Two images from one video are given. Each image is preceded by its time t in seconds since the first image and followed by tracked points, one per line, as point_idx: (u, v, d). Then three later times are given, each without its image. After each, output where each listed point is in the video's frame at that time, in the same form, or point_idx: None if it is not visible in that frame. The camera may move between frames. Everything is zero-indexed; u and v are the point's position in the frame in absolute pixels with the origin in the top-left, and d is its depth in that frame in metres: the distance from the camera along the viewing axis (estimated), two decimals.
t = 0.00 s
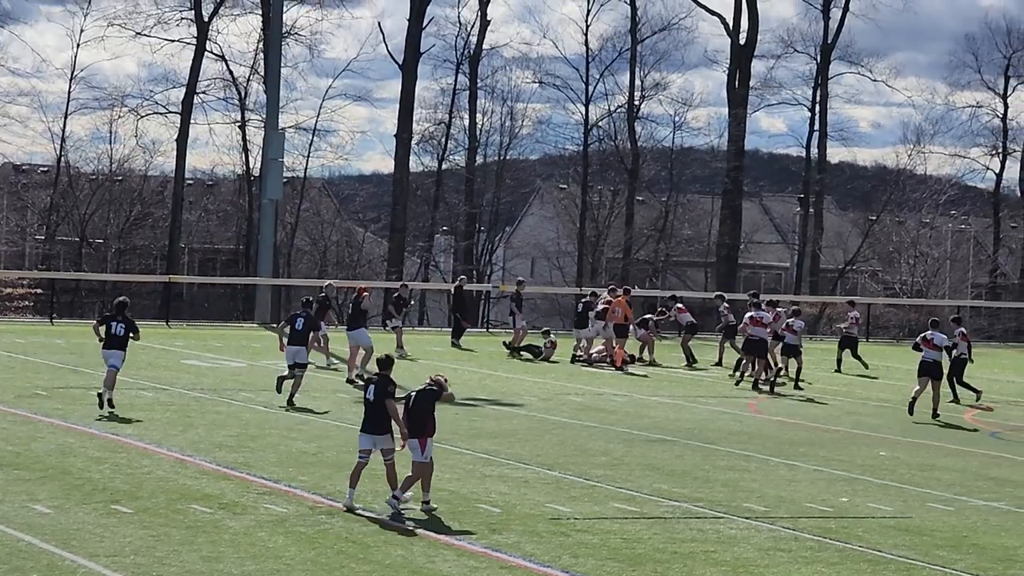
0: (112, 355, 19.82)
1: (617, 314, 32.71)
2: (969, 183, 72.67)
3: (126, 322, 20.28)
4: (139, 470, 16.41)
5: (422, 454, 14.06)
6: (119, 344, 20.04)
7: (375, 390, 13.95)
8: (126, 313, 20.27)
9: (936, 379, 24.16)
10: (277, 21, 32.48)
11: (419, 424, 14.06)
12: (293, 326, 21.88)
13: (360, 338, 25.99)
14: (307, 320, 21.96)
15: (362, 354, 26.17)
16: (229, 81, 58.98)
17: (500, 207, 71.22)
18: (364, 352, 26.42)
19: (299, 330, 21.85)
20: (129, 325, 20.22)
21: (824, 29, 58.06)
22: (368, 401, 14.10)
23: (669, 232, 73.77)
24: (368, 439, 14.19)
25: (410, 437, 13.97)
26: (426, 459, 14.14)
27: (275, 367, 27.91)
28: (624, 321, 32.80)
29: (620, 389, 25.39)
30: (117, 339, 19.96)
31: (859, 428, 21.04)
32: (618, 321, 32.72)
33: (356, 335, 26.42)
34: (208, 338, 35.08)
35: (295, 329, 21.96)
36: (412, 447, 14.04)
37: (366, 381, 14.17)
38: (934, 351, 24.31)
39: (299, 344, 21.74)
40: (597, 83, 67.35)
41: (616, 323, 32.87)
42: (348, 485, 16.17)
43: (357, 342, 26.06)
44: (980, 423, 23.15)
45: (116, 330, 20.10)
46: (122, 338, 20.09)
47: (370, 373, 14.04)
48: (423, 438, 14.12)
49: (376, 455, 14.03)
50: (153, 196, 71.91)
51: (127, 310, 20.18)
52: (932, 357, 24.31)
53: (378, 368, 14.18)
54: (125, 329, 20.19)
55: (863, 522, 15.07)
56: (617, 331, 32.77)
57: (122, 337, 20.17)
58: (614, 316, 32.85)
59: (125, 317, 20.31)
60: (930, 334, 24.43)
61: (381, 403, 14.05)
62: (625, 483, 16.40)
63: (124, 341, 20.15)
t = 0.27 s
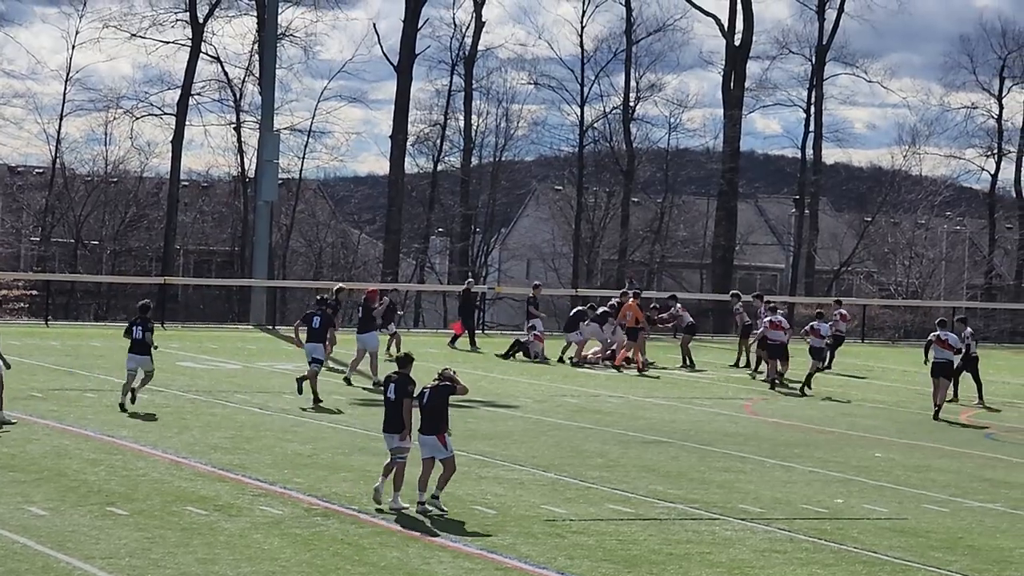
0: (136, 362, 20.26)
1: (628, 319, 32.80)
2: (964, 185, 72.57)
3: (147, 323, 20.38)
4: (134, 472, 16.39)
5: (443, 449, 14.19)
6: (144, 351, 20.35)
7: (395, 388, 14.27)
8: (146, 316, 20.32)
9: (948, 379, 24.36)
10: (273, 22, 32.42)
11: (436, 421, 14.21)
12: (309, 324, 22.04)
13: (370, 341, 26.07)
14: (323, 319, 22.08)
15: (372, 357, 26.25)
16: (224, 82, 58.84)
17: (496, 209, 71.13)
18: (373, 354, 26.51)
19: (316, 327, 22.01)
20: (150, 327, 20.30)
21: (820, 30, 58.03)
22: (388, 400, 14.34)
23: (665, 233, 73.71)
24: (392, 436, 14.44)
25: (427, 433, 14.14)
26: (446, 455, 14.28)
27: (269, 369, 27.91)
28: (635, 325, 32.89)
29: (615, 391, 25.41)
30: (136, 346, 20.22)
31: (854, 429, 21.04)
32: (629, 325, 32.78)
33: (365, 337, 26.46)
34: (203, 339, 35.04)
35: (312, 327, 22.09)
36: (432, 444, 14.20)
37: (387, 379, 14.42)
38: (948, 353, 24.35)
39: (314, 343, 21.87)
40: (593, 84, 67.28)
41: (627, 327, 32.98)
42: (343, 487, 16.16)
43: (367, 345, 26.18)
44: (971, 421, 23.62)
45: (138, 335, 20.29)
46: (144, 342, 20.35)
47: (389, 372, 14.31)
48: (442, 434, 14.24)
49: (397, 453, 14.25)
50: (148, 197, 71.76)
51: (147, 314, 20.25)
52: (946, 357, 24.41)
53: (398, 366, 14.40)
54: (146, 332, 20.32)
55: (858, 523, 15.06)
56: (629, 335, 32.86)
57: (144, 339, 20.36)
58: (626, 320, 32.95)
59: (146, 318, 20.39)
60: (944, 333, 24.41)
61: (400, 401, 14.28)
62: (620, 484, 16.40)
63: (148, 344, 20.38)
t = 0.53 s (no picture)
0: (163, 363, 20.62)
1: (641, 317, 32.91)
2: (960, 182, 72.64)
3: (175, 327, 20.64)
4: (131, 472, 16.38)
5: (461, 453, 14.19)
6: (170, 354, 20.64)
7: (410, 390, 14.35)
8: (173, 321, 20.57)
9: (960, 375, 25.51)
10: (268, 22, 32.43)
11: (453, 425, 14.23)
12: (326, 317, 23.64)
13: (377, 341, 25.83)
14: (339, 311, 23.65)
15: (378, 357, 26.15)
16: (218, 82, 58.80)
17: (492, 207, 71.10)
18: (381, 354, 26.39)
19: (332, 320, 23.59)
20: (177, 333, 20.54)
21: (815, 27, 58.03)
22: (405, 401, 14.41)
23: (661, 232, 73.68)
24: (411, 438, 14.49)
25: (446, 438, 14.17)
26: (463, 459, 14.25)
27: (265, 369, 27.90)
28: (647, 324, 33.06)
29: (612, 389, 25.42)
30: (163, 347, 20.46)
31: (851, 427, 21.06)
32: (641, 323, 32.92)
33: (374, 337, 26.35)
34: (200, 339, 35.02)
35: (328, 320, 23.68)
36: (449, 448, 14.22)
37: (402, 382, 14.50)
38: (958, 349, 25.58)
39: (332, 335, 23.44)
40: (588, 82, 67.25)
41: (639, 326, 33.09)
42: (340, 486, 16.15)
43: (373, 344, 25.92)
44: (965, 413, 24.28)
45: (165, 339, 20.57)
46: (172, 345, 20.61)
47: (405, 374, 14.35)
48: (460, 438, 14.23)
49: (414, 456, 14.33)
50: (144, 198, 71.75)
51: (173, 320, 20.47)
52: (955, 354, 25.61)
53: (416, 368, 14.42)
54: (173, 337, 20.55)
55: (856, 521, 15.06)
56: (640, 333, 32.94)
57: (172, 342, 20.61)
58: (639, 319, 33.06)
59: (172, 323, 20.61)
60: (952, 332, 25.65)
61: (416, 403, 14.33)
62: (617, 483, 16.40)
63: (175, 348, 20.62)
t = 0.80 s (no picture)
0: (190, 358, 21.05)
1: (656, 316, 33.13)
2: (955, 178, 72.67)
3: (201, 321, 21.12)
4: (129, 473, 16.39)
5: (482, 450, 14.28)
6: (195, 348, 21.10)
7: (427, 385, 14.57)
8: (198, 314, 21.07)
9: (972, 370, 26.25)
10: (263, 22, 32.48)
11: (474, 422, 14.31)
12: (343, 325, 23.57)
13: (386, 343, 25.84)
14: (357, 319, 23.57)
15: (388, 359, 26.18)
16: (214, 84, 58.89)
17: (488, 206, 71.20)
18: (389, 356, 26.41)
19: (349, 329, 23.53)
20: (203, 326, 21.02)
21: (811, 25, 58.08)
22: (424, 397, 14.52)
23: (657, 230, 73.73)
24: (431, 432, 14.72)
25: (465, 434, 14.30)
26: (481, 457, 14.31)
27: (264, 369, 27.93)
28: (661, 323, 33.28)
29: (609, 387, 25.44)
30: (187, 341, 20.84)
31: (849, 424, 21.06)
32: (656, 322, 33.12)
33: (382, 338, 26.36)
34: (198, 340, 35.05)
35: (345, 328, 23.61)
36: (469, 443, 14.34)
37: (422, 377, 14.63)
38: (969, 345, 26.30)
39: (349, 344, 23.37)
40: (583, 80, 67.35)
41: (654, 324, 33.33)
42: (337, 487, 16.15)
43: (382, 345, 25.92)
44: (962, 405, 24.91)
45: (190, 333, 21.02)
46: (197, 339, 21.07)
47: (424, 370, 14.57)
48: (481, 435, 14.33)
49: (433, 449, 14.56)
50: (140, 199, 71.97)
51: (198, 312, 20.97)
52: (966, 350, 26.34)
53: (435, 364, 14.60)
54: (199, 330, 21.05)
55: (854, 518, 15.05)
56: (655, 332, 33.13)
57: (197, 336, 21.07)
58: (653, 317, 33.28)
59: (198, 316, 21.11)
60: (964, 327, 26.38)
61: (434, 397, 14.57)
62: (615, 481, 16.40)
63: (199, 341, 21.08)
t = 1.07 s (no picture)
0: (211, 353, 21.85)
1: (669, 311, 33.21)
2: (952, 173, 72.76)
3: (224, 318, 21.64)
4: (126, 474, 16.38)
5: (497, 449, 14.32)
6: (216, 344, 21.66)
7: (451, 386, 14.44)
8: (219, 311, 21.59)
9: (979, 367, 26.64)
10: (258, 22, 32.45)
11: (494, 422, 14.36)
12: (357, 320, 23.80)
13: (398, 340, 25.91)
14: (369, 315, 23.84)
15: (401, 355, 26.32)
16: (210, 82, 58.80)
17: (484, 204, 71.16)
18: (400, 351, 26.54)
19: (364, 324, 23.71)
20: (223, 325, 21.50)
21: (807, 20, 58.04)
22: (443, 396, 14.52)
23: (654, 226, 73.69)
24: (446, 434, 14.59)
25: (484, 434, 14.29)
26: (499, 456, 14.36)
27: (261, 368, 27.93)
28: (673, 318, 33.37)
29: (607, 384, 25.45)
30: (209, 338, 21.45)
31: (846, 419, 21.07)
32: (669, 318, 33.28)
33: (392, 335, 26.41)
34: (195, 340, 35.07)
35: (358, 323, 23.83)
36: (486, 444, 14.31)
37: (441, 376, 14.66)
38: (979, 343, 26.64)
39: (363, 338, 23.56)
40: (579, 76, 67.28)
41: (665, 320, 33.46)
42: (335, 485, 16.15)
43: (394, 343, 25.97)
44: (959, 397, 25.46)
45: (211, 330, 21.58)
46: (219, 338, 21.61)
47: (447, 370, 14.43)
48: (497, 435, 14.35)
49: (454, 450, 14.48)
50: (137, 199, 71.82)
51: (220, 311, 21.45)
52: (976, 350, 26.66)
53: (456, 364, 14.48)
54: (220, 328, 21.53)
55: (853, 513, 15.04)
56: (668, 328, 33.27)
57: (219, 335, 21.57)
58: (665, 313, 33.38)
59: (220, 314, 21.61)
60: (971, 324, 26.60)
61: (456, 398, 14.45)
62: (613, 478, 16.40)
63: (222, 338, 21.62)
